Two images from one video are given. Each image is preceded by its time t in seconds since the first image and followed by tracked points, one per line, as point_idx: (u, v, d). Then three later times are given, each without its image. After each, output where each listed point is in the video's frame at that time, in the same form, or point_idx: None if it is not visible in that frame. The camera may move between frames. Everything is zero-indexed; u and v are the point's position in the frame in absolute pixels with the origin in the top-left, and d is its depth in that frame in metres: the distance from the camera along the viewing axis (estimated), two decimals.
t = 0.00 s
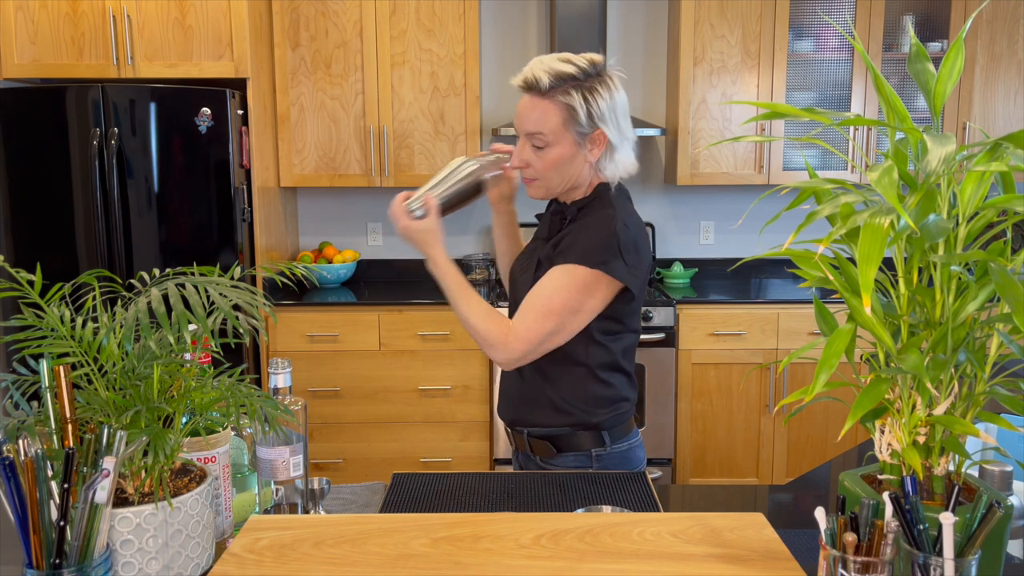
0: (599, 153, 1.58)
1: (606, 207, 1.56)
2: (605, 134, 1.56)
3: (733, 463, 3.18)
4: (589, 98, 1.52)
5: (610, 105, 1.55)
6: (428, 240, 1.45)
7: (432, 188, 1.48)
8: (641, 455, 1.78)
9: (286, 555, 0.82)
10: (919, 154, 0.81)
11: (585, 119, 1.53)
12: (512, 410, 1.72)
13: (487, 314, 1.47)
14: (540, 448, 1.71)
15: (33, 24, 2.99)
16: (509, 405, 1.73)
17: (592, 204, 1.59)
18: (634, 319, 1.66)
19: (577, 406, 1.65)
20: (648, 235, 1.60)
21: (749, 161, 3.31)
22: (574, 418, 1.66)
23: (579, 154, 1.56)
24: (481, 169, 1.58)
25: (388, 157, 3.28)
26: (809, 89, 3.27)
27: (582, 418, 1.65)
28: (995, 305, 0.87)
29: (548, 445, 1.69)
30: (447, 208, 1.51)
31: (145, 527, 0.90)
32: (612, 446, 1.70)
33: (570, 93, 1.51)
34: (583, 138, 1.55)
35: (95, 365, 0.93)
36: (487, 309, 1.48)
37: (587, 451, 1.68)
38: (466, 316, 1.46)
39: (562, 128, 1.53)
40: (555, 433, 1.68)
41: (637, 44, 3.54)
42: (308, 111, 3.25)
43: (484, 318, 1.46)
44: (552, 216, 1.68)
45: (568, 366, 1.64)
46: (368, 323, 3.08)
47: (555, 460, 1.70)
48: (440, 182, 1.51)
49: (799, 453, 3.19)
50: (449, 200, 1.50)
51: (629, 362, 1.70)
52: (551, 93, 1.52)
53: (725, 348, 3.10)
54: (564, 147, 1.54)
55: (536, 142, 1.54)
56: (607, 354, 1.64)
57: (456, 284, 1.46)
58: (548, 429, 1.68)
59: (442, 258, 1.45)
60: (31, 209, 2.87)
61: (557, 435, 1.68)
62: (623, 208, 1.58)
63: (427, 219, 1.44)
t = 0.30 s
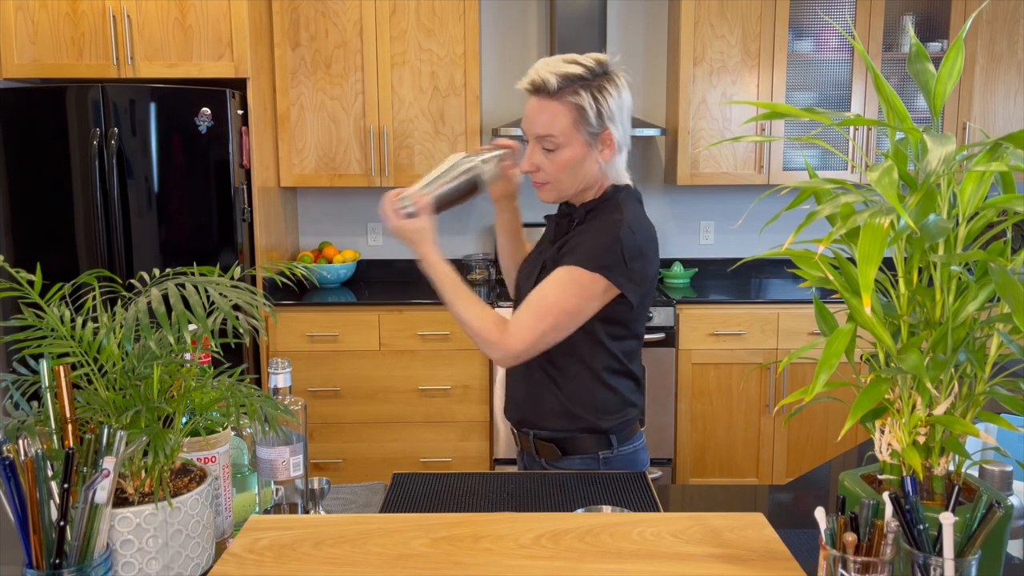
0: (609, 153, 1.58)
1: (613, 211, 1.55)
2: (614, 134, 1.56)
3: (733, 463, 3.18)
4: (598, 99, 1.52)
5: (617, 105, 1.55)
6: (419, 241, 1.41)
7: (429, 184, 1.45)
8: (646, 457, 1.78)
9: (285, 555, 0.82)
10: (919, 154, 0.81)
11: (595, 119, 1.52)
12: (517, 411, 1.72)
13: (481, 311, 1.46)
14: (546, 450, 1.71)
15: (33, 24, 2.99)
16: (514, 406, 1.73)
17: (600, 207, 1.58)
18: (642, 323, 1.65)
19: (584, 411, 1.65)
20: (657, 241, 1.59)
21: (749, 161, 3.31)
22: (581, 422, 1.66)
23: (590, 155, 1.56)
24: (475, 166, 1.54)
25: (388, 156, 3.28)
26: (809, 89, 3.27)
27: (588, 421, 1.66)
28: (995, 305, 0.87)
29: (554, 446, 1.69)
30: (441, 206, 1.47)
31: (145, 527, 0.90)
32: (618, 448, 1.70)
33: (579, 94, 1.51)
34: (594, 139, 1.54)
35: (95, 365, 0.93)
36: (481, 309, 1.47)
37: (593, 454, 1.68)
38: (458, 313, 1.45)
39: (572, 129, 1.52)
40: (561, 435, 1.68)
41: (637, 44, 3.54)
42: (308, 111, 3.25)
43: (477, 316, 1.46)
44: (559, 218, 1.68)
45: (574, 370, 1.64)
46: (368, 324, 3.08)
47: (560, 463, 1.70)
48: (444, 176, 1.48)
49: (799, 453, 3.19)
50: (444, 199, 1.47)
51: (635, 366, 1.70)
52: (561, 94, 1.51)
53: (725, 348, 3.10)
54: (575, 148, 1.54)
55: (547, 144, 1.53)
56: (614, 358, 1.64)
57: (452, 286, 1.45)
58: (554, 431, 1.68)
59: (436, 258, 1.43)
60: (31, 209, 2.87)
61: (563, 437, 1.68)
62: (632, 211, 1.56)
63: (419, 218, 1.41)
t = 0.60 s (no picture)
0: (624, 150, 1.57)
1: (623, 209, 1.56)
2: (629, 130, 1.55)
3: (733, 463, 3.18)
4: (612, 95, 1.51)
5: (632, 101, 1.54)
6: (403, 254, 1.34)
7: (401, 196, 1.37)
8: (649, 461, 1.78)
9: (286, 556, 0.82)
10: (919, 154, 0.81)
11: (610, 115, 1.51)
12: (522, 409, 1.72)
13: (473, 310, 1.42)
14: (549, 451, 1.70)
15: (33, 25, 2.99)
16: (517, 405, 1.74)
17: (609, 205, 1.59)
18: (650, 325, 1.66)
19: (590, 413, 1.66)
20: (668, 242, 1.59)
21: (749, 161, 3.31)
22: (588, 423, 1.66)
23: (605, 153, 1.55)
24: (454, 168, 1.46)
25: (388, 157, 3.28)
26: (809, 89, 3.27)
27: (592, 423, 1.66)
28: (995, 305, 0.87)
29: (558, 449, 1.69)
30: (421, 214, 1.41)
31: (145, 527, 0.90)
32: (622, 452, 1.70)
33: (594, 91, 1.50)
34: (610, 136, 1.54)
35: (95, 365, 0.93)
36: (473, 307, 1.42)
37: (598, 456, 1.68)
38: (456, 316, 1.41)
39: (587, 126, 1.51)
40: (565, 437, 1.68)
41: (637, 44, 3.54)
42: (308, 111, 3.25)
43: (472, 314, 1.42)
44: (568, 214, 1.67)
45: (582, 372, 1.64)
46: (368, 324, 3.08)
47: (563, 465, 1.70)
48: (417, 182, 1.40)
49: (799, 453, 3.19)
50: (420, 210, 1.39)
51: (642, 369, 1.70)
52: (575, 92, 1.50)
53: (725, 348, 3.10)
54: (591, 146, 1.53)
55: (563, 143, 1.53)
56: (622, 359, 1.65)
57: (443, 287, 1.40)
58: (558, 432, 1.68)
59: (422, 266, 1.38)
60: (31, 209, 2.87)
61: (567, 438, 1.68)
62: (641, 210, 1.57)
63: (397, 232, 1.34)
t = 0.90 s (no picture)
0: (626, 156, 1.56)
1: (628, 216, 1.55)
2: (632, 135, 1.54)
3: (733, 463, 3.18)
4: (618, 101, 1.50)
5: (635, 106, 1.53)
6: (445, 243, 1.51)
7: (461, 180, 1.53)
8: (652, 460, 1.79)
9: (286, 555, 0.82)
10: (918, 154, 0.81)
11: (616, 122, 1.51)
12: (522, 414, 1.72)
13: (501, 324, 1.49)
14: (551, 454, 1.70)
15: (33, 25, 2.99)
16: (518, 409, 1.73)
17: (613, 210, 1.58)
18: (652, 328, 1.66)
19: (591, 415, 1.65)
20: (670, 242, 1.58)
21: (749, 161, 3.31)
22: (589, 427, 1.66)
23: (608, 158, 1.54)
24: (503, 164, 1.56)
25: (388, 157, 3.28)
26: (809, 89, 3.27)
27: (593, 426, 1.66)
28: (995, 305, 0.87)
29: (559, 450, 1.69)
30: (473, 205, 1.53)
31: (145, 527, 0.90)
32: (624, 452, 1.70)
33: (602, 96, 1.48)
34: (614, 142, 1.53)
35: (95, 365, 0.93)
36: (504, 320, 1.49)
37: (599, 459, 1.68)
38: (482, 324, 1.49)
39: (594, 132, 1.50)
40: (566, 440, 1.68)
41: (637, 43, 3.54)
42: (308, 111, 3.25)
43: (500, 327, 1.48)
44: (569, 223, 1.66)
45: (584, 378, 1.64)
46: (368, 324, 3.08)
47: (565, 466, 1.70)
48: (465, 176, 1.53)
49: (798, 453, 3.19)
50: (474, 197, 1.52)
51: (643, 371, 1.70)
52: (583, 96, 1.48)
53: (725, 348, 3.10)
54: (596, 152, 1.51)
55: (567, 148, 1.50)
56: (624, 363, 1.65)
57: (475, 293, 1.50)
58: (559, 434, 1.68)
59: (461, 263, 1.52)
60: (31, 209, 2.87)
61: (569, 441, 1.68)
62: (644, 216, 1.56)
63: (450, 219, 1.50)
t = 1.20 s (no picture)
0: (638, 153, 1.57)
1: (629, 214, 1.54)
2: (646, 133, 1.56)
3: (733, 463, 3.18)
4: (636, 96, 1.52)
5: (649, 104, 1.56)
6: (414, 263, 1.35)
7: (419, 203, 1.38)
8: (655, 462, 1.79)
9: (286, 556, 0.82)
10: (919, 154, 0.81)
11: (634, 117, 1.52)
12: (526, 416, 1.72)
13: (482, 321, 1.43)
14: (554, 455, 1.71)
15: (33, 25, 2.99)
16: (521, 410, 1.74)
17: (614, 210, 1.58)
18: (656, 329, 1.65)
19: (594, 417, 1.65)
20: (673, 246, 1.58)
21: (749, 161, 3.31)
22: (592, 429, 1.66)
23: (624, 154, 1.54)
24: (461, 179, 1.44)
25: (388, 157, 3.28)
26: (809, 89, 3.27)
27: (596, 428, 1.66)
28: (995, 305, 0.87)
29: (562, 451, 1.69)
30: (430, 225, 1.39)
31: (145, 527, 0.90)
32: (628, 453, 1.70)
33: (623, 89, 1.49)
34: (630, 137, 1.53)
35: (95, 365, 0.93)
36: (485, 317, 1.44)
37: (603, 460, 1.68)
38: (466, 326, 1.42)
39: (614, 125, 1.50)
40: (569, 441, 1.68)
41: (637, 44, 3.54)
42: (308, 111, 3.25)
43: (481, 324, 1.42)
44: (573, 220, 1.67)
45: (587, 380, 1.64)
46: (368, 324, 3.08)
47: (568, 468, 1.70)
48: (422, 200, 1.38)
49: (799, 453, 3.19)
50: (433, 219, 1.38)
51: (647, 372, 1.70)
52: (605, 89, 1.49)
53: (725, 348, 3.10)
54: (614, 146, 1.51)
55: (586, 140, 1.50)
56: (627, 363, 1.64)
57: (452, 299, 1.40)
58: (562, 436, 1.68)
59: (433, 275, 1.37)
60: (31, 209, 2.87)
61: (572, 442, 1.68)
62: (647, 215, 1.56)
63: (410, 239, 1.34)
